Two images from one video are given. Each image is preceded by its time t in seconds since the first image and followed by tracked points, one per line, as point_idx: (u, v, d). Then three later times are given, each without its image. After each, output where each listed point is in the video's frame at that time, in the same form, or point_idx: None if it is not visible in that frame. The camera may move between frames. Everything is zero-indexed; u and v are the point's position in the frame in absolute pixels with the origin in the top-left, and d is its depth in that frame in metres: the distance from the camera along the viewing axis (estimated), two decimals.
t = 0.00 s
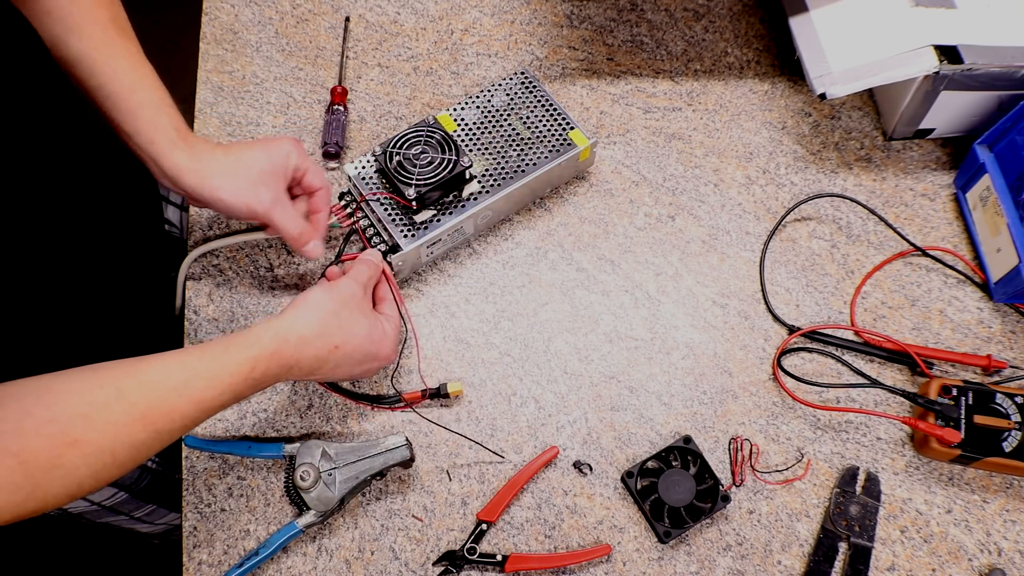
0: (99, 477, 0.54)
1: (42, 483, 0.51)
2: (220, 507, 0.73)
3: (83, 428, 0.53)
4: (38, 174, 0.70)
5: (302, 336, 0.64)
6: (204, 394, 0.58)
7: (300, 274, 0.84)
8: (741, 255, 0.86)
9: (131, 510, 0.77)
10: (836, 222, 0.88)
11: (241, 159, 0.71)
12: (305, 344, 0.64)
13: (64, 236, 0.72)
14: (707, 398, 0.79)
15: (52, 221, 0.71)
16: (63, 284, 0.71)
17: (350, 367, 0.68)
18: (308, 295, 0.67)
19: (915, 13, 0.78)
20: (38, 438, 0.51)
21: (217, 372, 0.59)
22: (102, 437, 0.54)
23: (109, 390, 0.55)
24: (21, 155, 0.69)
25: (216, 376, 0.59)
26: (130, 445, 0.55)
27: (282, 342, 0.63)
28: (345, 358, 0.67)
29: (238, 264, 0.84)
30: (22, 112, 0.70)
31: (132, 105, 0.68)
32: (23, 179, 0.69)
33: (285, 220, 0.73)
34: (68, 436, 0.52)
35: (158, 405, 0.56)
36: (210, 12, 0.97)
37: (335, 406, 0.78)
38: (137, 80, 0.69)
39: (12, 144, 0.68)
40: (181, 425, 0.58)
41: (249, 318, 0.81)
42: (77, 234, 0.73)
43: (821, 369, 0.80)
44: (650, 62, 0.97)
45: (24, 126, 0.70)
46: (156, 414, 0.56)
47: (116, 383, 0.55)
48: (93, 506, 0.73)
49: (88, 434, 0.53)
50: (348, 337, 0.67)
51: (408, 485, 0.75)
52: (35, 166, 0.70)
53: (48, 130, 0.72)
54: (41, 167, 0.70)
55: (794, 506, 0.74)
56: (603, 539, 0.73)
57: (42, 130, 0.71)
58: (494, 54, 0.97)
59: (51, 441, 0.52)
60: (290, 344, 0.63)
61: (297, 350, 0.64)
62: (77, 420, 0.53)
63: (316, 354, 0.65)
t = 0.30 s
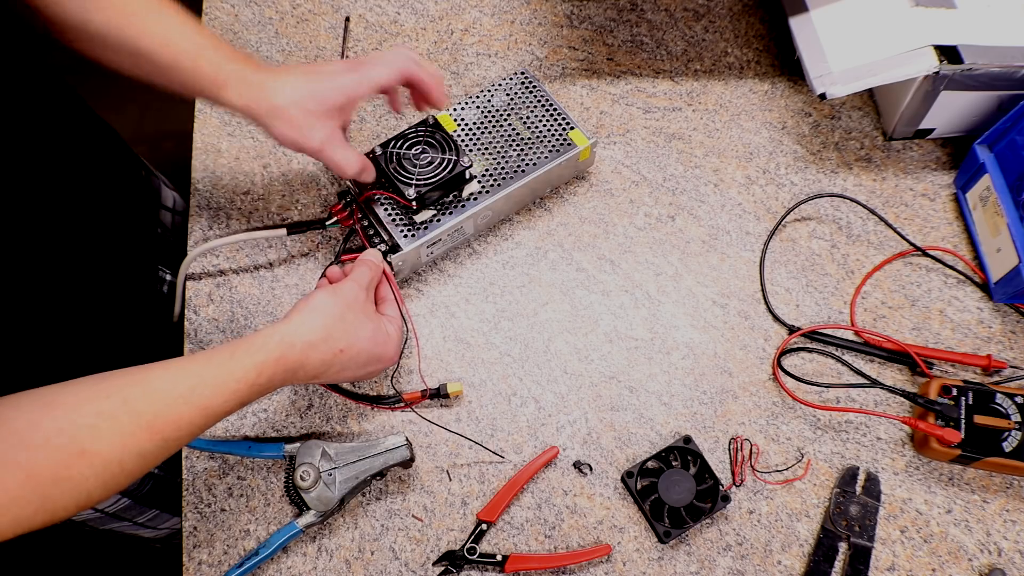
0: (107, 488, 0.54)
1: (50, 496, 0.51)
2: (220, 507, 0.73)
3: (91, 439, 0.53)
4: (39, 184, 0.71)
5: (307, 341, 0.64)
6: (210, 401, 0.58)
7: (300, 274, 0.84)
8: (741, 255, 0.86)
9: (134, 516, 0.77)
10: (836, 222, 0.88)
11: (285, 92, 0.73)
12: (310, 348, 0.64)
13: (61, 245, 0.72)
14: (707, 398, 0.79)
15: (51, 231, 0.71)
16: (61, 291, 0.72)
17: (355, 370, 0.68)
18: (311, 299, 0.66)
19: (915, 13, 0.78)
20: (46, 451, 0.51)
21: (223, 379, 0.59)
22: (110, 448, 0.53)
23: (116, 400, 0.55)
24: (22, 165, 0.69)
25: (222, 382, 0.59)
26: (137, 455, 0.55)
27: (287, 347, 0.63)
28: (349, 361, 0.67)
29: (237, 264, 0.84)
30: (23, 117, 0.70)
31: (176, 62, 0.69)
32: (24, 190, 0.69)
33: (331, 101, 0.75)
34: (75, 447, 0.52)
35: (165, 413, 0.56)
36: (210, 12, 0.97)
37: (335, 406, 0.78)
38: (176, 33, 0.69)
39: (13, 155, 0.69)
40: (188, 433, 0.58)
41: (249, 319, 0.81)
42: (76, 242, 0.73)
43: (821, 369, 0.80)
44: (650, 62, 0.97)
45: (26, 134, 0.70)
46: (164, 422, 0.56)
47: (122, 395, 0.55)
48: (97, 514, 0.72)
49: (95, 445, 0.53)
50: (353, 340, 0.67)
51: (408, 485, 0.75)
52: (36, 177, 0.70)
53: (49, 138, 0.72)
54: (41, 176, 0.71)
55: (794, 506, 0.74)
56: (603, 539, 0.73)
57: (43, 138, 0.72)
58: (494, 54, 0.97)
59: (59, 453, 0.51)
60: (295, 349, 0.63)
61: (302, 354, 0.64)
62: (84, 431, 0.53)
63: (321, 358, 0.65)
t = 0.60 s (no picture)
0: (110, 502, 0.55)
1: (54, 514, 0.52)
2: (220, 507, 0.73)
3: (92, 457, 0.53)
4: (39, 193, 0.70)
5: (305, 347, 0.64)
6: (210, 412, 0.58)
7: (300, 274, 0.84)
8: (741, 255, 0.86)
9: (133, 512, 0.77)
10: (836, 222, 0.88)
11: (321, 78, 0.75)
12: (309, 354, 0.64)
13: (61, 249, 0.72)
14: (707, 398, 0.79)
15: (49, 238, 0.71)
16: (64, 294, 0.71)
17: (355, 371, 0.68)
18: (308, 305, 0.66)
19: (915, 13, 0.78)
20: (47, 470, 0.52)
21: (221, 390, 0.59)
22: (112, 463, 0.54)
23: (115, 417, 0.55)
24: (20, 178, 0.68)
25: (221, 393, 0.59)
26: (139, 469, 0.55)
27: (286, 354, 0.63)
28: (349, 364, 0.67)
29: (237, 264, 0.84)
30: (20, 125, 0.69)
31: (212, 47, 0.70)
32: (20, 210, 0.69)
33: (364, 96, 0.76)
34: (76, 466, 0.53)
35: (165, 427, 0.56)
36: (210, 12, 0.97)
37: (335, 406, 0.78)
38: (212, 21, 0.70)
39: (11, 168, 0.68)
40: (189, 443, 0.58)
41: (249, 319, 0.81)
42: (75, 245, 0.73)
43: (821, 369, 0.80)
44: (650, 62, 0.97)
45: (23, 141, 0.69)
46: (163, 437, 0.56)
47: (120, 410, 0.55)
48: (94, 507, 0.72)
49: (97, 463, 0.53)
50: (352, 344, 0.67)
51: (408, 485, 0.75)
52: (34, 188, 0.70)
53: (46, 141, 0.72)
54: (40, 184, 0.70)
55: (793, 506, 0.74)
56: (603, 539, 0.73)
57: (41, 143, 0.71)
58: (494, 54, 0.97)
59: (62, 473, 0.52)
60: (295, 356, 0.63)
61: (301, 361, 0.64)
62: (84, 450, 0.53)
63: (320, 363, 0.65)
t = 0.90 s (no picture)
0: (110, 476, 0.54)
1: (53, 479, 0.51)
2: (220, 507, 0.73)
3: (95, 425, 0.53)
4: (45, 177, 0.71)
5: (305, 341, 0.64)
6: (212, 396, 0.59)
7: (300, 274, 0.84)
8: (741, 255, 0.86)
9: (136, 518, 0.78)
10: (836, 222, 0.88)
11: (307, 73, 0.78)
12: (309, 350, 0.64)
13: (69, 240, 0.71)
14: (707, 398, 0.79)
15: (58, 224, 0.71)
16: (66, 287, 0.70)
17: (356, 371, 0.68)
18: (310, 302, 0.67)
19: (915, 13, 0.78)
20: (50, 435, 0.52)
21: (224, 375, 0.60)
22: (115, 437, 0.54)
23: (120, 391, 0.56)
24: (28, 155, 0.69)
25: (223, 377, 0.60)
26: (142, 447, 0.55)
27: (287, 347, 0.63)
28: (349, 362, 0.67)
29: (238, 264, 0.84)
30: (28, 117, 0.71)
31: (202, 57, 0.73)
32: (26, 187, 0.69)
33: (351, 87, 0.79)
34: (80, 434, 0.53)
35: (168, 404, 0.57)
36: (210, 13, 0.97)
37: (335, 406, 0.78)
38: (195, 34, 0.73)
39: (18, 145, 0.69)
40: (192, 428, 0.58)
41: (249, 319, 0.81)
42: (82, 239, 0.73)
43: (821, 369, 0.80)
44: (650, 62, 0.97)
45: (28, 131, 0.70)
46: (166, 416, 0.56)
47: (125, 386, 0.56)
48: (97, 514, 0.73)
49: (101, 434, 0.53)
50: (352, 341, 0.67)
51: (408, 485, 0.75)
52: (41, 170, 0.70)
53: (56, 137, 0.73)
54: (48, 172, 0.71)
55: (793, 506, 0.74)
56: (603, 539, 0.73)
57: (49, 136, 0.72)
58: (494, 54, 0.97)
59: (64, 439, 0.52)
60: (295, 350, 0.64)
61: (302, 355, 0.64)
62: (89, 418, 0.53)
63: (320, 359, 0.65)
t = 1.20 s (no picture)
0: (103, 483, 0.54)
1: (46, 488, 0.51)
2: (220, 507, 0.73)
3: (88, 432, 0.53)
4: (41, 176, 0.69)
5: (306, 345, 0.63)
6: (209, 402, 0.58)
7: (300, 274, 0.84)
8: (741, 255, 0.86)
9: (136, 515, 0.77)
10: (836, 222, 0.88)
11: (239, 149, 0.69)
12: (310, 353, 0.64)
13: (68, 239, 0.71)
14: (707, 398, 0.79)
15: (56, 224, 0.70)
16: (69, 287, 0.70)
17: (354, 372, 0.68)
18: (309, 303, 0.66)
19: (915, 13, 0.78)
20: (43, 443, 0.51)
21: (222, 381, 0.59)
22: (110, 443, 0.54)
23: (114, 397, 0.55)
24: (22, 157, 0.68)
25: (220, 382, 0.59)
26: (136, 453, 0.55)
27: (287, 352, 0.62)
28: (348, 364, 0.67)
29: (237, 264, 0.84)
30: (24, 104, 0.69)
31: (135, 103, 0.66)
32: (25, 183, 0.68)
33: (269, 164, 0.70)
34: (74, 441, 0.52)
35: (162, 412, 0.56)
36: (210, 12, 0.97)
37: (335, 406, 0.78)
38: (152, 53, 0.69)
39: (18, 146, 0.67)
40: (187, 432, 0.57)
41: (249, 319, 0.81)
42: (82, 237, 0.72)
43: (821, 369, 0.80)
44: (650, 62, 0.97)
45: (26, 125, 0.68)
46: (162, 421, 0.56)
47: (118, 391, 0.55)
48: (97, 512, 0.73)
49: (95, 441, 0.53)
50: (352, 344, 0.67)
51: (408, 485, 0.75)
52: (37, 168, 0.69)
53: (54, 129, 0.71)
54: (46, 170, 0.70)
55: (794, 506, 0.74)
56: (603, 539, 0.73)
57: (47, 126, 0.70)
58: (494, 54, 0.97)
59: (57, 448, 0.51)
60: (294, 354, 0.63)
61: (302, 359, 0.63)
62: (83, 425, 0.53)
63: (320, 362, 0.64)
